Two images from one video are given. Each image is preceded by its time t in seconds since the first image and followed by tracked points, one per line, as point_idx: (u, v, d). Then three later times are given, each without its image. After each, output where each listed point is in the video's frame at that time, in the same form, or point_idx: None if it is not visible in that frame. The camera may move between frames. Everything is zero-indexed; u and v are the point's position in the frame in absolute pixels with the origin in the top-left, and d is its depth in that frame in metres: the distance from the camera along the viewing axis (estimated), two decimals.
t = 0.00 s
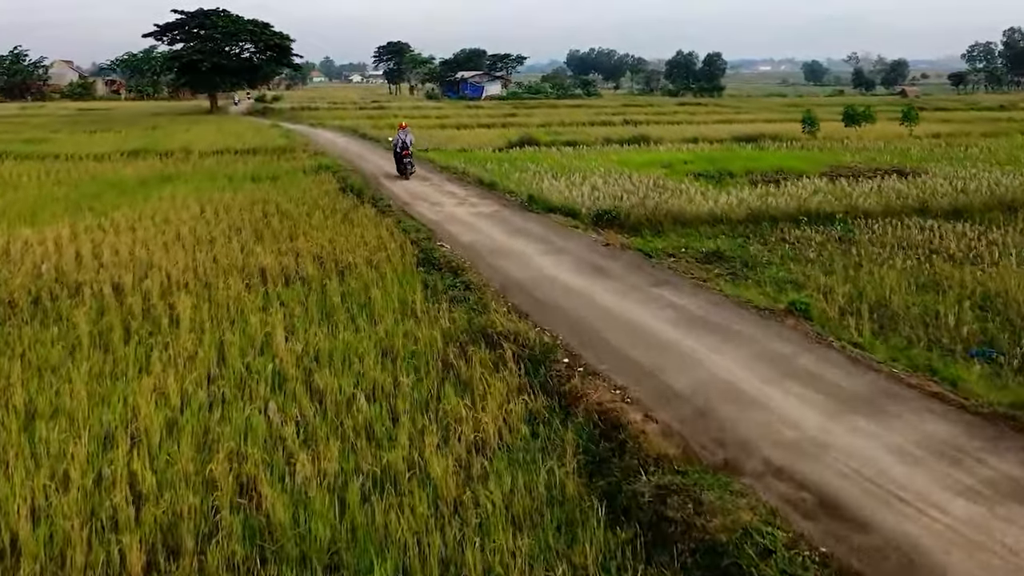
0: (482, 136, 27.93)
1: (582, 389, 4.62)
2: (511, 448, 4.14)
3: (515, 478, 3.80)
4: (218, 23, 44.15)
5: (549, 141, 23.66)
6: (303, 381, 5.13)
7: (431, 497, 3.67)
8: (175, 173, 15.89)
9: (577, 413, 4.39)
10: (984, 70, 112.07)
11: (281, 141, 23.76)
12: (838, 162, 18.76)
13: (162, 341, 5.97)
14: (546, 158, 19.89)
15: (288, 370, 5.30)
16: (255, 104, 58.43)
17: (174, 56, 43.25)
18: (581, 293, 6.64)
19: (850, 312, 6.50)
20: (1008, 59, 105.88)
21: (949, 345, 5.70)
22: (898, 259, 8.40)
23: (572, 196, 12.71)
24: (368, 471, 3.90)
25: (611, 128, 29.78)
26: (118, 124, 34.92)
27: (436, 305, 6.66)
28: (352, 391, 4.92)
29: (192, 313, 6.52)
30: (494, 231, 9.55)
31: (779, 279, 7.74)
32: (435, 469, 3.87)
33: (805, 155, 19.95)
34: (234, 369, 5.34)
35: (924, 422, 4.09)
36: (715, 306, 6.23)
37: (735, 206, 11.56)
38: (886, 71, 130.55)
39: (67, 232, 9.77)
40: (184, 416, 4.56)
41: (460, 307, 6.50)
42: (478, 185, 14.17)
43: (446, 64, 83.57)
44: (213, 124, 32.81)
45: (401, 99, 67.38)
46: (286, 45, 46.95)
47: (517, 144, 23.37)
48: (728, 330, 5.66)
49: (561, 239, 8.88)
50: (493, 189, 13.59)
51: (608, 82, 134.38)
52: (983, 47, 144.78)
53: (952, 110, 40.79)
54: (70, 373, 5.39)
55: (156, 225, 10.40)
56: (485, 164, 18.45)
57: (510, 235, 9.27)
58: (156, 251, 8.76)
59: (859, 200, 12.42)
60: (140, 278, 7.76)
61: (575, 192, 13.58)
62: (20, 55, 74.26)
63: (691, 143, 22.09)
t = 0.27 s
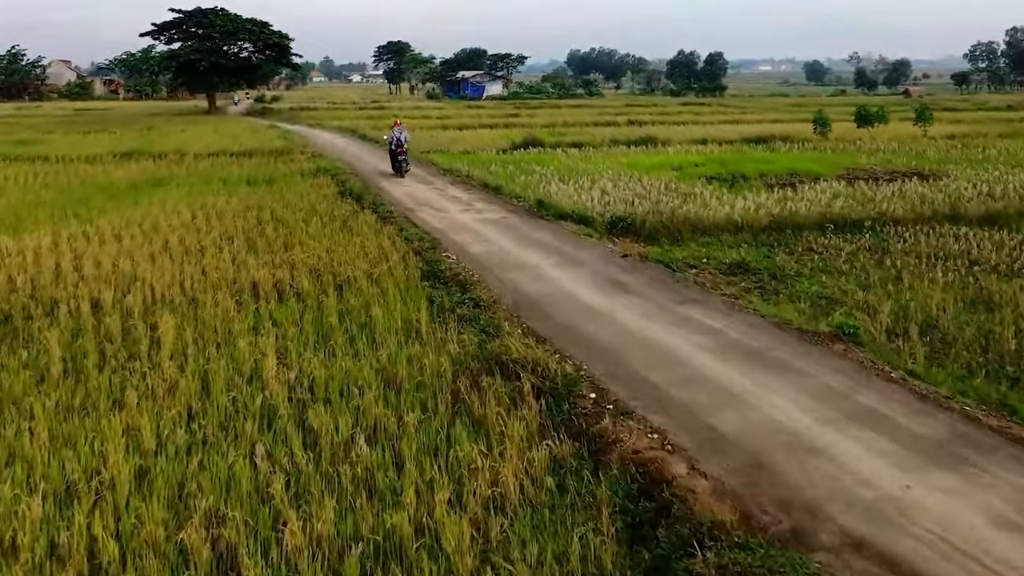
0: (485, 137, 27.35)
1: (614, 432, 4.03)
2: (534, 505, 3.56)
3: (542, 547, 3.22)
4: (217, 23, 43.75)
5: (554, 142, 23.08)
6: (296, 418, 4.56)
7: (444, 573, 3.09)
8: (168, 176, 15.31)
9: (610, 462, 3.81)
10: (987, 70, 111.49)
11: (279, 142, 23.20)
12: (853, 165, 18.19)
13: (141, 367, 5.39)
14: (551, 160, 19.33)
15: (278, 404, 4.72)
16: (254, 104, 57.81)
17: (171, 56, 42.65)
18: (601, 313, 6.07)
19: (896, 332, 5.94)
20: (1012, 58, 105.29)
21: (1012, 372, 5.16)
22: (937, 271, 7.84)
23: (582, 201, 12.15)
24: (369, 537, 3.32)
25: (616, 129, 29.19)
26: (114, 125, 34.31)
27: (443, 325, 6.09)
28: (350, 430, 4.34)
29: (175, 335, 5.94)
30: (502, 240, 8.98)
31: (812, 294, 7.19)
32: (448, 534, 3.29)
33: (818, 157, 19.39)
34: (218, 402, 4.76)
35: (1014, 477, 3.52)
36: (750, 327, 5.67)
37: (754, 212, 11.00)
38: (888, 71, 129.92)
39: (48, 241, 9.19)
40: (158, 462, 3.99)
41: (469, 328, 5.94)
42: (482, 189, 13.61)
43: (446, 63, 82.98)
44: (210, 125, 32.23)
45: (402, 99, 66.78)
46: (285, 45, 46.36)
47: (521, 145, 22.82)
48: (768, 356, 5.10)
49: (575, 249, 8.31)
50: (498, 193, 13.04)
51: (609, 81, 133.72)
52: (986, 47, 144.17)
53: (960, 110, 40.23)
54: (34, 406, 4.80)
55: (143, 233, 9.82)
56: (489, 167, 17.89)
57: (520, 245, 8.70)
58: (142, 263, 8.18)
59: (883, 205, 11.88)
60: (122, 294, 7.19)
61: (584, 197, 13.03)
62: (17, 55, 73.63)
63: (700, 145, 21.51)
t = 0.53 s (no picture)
0: (487, 138, 26.74)
1: (656, 490, 3.43)
2: None
3: None
4: (214, 21, 43.05)
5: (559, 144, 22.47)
6: (285, 466, 3.96)
7: None
8: (160, 179, 14.72)
9: (654, 529, 3.21)
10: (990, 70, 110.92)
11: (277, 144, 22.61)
12: (870, 167, 17.60)
13: (111, 401, 4.79)
14: (557, 162, 18.73)
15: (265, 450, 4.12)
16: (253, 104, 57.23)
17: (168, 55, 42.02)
18: (626, 336, 5.48)
19: (953, 357, 5.37)
20: (1015, 58, 104.68)
21: None
22: (982, 284, 7.27)
23: (593, 207, 11.57)
24: None
25: (621, 130, 28.58)
26: (109, 125, 33.70)
27: (451, 350, 5.51)
28: (347, 483, 3.74)
29: (153, 361, 5.35)
30: (511, 250, 8.39)
31: (851, 311, 6.62)
32: None
33: (832, 159, 18.81)
34: (197, 444, 4.17)
35: None
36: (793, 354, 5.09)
37: (776, 219, 10.42)
38: (891, 71, 129.30)
39: (26, 251, 8.60)
40: (122, 526, 3.40)
41: (480, 354, 5.35)
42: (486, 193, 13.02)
43: (447, 63, 82.37)
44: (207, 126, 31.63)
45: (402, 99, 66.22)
46: (284, 44, 45.74)
47: (524, 146, 22.23)
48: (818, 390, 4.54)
49: (589, 261, 7.72)
50: (504, 198, 12.46)
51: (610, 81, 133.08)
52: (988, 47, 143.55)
53: (969, 110, 39.64)
54: None
55: (127, 242, 9.22)
56: (493, 169, 17.31)
57: (530, 256, 8.11)
58: (124, 276, 7.59)
59: (909, 211, 11.29)
60: (99, 312, 6.59)
61: (594, 202, 12.44)
62: (14, 54, 72.97)
63: (710, 146, 20.93)
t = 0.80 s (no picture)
0: (489, 139, 26.13)
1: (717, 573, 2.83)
2: None
3: None
4: (211, 19, 42.38)
5: (564, 145, 21.86)
6: (271, 534, 3.37)
7: None
8: (150, 183, 14.10)
9: None
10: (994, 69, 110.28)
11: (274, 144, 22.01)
12: (888, 170, 16.99)
13: (74, 442, 4.18)
14: (563, 164, 18.11)
15: (247, 509, 3.52)
16: (251, 104, 56.57)
17: (165, 54, 41.39)
18: (656, 366, 4.89)
19: None
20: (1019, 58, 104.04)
21: None
22: None
23: (605, 213, 10.98)
24: None
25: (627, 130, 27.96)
26: (103, 125, 33.04)
27: (460, 381, 4.91)
28: (342, 556, 3.14)
29: (124, 394, 4.76)
30: (521, 262, 7.78)
31: (898, 333, 6.04)
32: None
33: (847, 161, 18.22)
34: (168, 501, 3.58)
35: None
36: (848, 389, 4.50)
37: (800, 227, 9.84)
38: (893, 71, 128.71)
39: None
40: None
41: (494, 386, 4.74)
42: (491, 197, 12.42)
43: (447, 63, 81.75)
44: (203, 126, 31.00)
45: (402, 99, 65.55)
46: (282, 43, 45.10)
47: (528, 148, 21.61)
48: (884, 435, 3.95)
49: (607, 275, 7.12)
50: (510, 203, 11.85)
51: (611, 81, 132.50)
52: (990, 47, 142.92)
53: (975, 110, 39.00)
54: None
55: (110, 253, 8.63)
56: (498, 172, 16.70)
57: (542, 268, 7.50)
58: (101, 292, 6.98)
59: (939, 218, 10.69)
60: (70, 334, 5.99)
61: (605, 208, 11.84)
62: (11, 53, 72.34)
63: (719, 148, 20.31)
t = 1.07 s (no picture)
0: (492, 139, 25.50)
1: None
2: None
3: None
4: (208, 18, 41.75)
5: (569, 146, 21.23)
6: None
7: None
8: (139, 187, 13.49)
9: None
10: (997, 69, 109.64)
11: (271, 145, 21.36)
12: (907, 173, 16.36)
13: (20, 502, 3.57)
14: (569, 167, 17.49)
15: None
16: (250, 103, 55.93)
17: (161, 54, 40.73)
18: (694, 404, 4.28)
19: None
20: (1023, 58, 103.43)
21: None
22: None
23: (618, 221, 10.38)
24: None
25: (632, 131, 27.33)
26: (98, 126, 32.40)
27: (469, 421, 4.30)
28: None
29: (86, 438, 4.15)
30: (532, 276, 7.16)
31: (954, 359, 5.45)
32: None
33: (863, 164, 17.61)
34: None
35: None
36: (919, 436, 3.89)
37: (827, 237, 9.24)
38: (895, 70, 128.07)
39: None
40: None
41: (510, 429, 4.14)
42: (497, 203, 11.79)
43: (448, 62, 81.12)
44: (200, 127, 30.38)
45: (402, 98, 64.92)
46: (281, 42, 44.47)
47: (532, 149, 20.98)
48: (973, 496, 3.36)
49: (627, 291, 6.50)
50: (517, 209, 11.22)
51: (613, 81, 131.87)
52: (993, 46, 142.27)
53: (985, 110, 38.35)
54: None
55: (89, 265, 8.01)
56: (502, 175, 16.10)
57: (555, 283, 6.88)
58: (73, 310, 6.36)
59: (972, 225, 10.09)
60: (33, 361, 5.37)
61: (616, 215, 11.21)
62: (7, 54, 71.53)
63: (730, 149, 19.70)
